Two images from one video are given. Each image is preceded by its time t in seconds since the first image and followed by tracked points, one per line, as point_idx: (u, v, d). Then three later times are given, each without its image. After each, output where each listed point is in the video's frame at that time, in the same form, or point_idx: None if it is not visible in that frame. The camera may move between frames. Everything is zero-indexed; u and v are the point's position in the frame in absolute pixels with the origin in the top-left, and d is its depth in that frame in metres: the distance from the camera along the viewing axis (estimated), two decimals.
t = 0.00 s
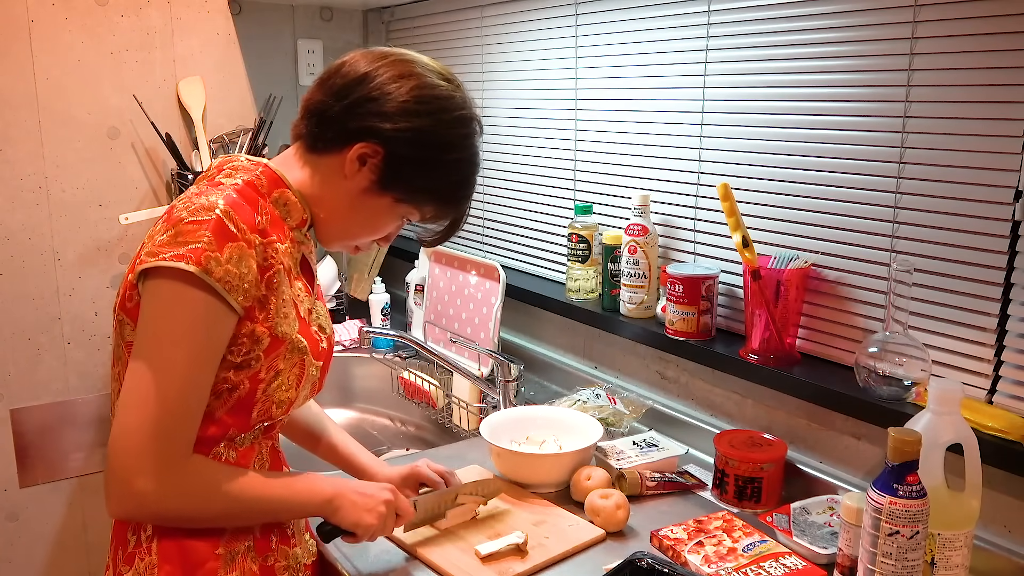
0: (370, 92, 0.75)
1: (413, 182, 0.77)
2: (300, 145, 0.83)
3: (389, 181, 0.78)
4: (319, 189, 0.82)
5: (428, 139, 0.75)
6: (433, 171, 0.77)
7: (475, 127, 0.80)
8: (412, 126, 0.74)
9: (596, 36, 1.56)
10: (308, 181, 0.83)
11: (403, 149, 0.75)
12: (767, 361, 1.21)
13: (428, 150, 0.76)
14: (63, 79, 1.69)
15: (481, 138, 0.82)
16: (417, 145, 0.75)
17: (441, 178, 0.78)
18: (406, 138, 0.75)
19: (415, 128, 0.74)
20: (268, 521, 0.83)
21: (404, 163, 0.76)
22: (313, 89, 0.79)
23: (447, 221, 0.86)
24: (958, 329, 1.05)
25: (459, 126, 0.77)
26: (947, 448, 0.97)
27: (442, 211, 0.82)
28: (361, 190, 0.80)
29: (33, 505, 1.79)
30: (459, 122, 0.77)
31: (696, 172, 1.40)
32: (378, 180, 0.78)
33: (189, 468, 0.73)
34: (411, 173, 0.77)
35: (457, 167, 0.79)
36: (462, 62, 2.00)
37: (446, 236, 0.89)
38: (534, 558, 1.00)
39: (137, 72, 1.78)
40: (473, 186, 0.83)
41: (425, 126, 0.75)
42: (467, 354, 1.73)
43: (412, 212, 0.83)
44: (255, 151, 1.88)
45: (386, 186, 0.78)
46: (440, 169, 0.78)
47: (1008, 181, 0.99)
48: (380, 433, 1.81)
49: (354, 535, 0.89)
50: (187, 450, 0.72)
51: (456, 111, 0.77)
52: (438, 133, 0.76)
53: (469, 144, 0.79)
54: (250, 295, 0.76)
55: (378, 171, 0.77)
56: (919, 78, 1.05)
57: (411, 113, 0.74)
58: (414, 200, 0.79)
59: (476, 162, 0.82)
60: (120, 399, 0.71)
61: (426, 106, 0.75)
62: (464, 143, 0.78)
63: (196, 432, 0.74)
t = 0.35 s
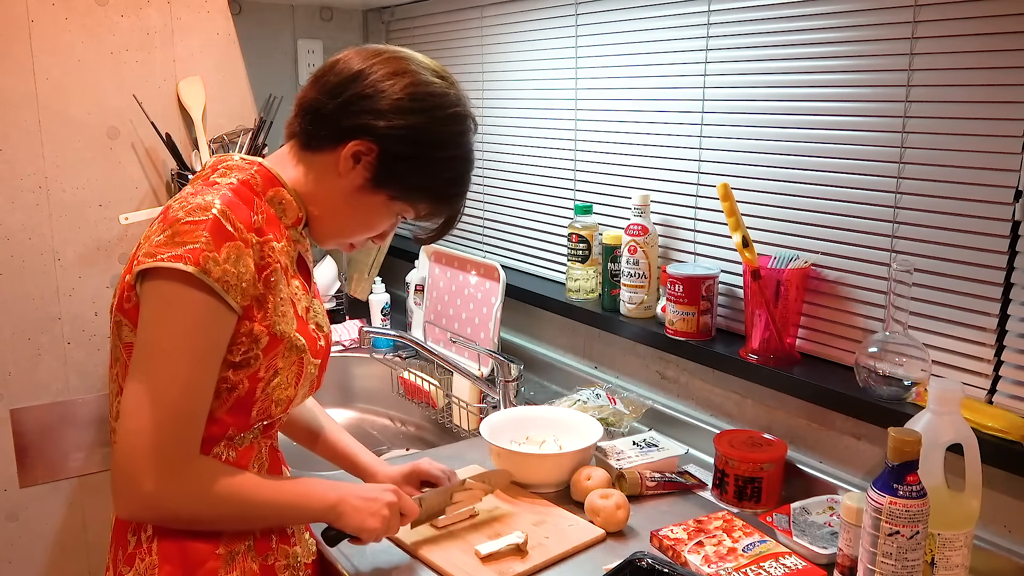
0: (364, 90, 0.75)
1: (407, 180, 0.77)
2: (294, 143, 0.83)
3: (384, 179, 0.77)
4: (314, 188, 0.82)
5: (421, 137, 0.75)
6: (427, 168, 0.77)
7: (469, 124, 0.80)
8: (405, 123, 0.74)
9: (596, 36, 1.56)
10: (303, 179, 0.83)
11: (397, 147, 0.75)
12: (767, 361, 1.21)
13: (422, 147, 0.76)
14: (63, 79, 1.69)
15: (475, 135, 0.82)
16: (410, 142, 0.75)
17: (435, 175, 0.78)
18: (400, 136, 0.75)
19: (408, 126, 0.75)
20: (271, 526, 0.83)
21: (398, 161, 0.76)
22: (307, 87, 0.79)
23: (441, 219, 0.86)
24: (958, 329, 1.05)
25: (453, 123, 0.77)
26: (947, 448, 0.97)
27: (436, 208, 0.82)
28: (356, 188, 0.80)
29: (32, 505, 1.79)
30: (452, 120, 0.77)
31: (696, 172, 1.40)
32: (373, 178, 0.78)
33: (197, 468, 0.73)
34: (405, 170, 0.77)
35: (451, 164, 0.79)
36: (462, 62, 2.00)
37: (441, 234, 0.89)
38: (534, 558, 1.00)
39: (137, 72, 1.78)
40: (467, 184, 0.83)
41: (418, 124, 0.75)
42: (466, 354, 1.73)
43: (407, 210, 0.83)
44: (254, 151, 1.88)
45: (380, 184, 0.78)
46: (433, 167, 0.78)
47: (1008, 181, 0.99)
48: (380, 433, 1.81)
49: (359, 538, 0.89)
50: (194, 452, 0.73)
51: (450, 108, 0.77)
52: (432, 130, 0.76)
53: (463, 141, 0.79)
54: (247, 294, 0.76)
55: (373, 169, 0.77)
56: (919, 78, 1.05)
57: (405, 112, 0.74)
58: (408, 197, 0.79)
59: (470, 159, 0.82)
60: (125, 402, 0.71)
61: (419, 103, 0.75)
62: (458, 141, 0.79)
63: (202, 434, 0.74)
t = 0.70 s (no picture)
0: (367, 93, 0.75)
1: (408, 182, 0.77)
2: (296, 144, 0.83)
3: (385, 182, 0.77)
4: (315, 188, 0.82)
5: (423, 141, 0.76)
6: (429, 172, 0.77)
7: (471, 128, 0.80)
8: (408, 127, 0.74)
9: (596, 36, 1.56)
10: (305, 180, 0.83)
11: (399, 150, 0.75)
12: (767, 361, 1.21)
13: (424, 151, 0.76)
14: (63, 79, 1.69)
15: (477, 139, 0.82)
16: (412, 146, 0.75)
17: (436, 179, 0.78)
18: (402, 139, 0.75)
19: (410, 130, 0.75)
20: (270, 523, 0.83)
21: (400, 164, 0.76)
22: (310, 88, 0.79)
23: (441, 222, 0.86)
24: (958, 329, 1.05)
25: (455, 128, 0.77)
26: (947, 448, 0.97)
27: (436, 211, 0.82)
28: (357, 190, 0.80)
29: (33, 505, 1.79)
30: (455, 123, 0.77)
31: (696, 171, 1.40)
32: (374, 180, 0.78)
33: (192, 466, 0.73)
34: (407, 173, 0.77)
35: (453, 168, 0.79)
36: (462, 62, 2.00)
37: (442, 237, 0.89)
38: (533, 558, 1.00)
39: (137, 72, 1.78)
40: (468, 188, 0.84)
41: (420, 127, 0.75)
42: (467, 354, 1.73)
43: (408, 212, 0.83)
44: (255, 151, 1.88)
45: (381, 187, 0.78)
46: (434, 170, 0.78)
47: (1008, 181, 0.98)
48: (380, 433, 1.81)
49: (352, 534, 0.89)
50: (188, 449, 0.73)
51: (452, 112, 0.77)
52: (434, 134, 0.76)
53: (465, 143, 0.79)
54: (247, 293, 0.76)
55: (374, 172, 0.77)
56: (919, 78, 1.05)
57: (408, 115, 0.74)
58: (409, 200, 0.79)
59: (472, 163, 0.82)
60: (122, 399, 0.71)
61: (422, 107, 0.75)
62: (460, 145, 0.79)
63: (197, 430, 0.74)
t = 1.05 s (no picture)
0: (366, 92, 0.75)
1: (407, 183, 0.78)
2: (295, 144, 0.82)
3: (384, 182, 0.77)
4: (314, 189, 0.82)
5: (421, 141, 0.76)
6: (428, 172, 0.78)
7: (471, 129, 0.80)
8: (407, 127, 0.74)
9: (596, 36, 1.56)
10: (304, 180, 0.83)
11: (397, 150, 0.75)
12: (767, 361, 1.21)
13: (423, 151, 0.76)
14: (63, 79, 1.69)
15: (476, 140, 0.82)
16: (411, 145, 0.75)
17: (435, 179, 0.78)
18: (401, 139, 0.75)
19: (409, 130, 0.75)
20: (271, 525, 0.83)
21: (398, 164, 0.76)
22: (309, 88, 0.79)
23: (440, 223, 0.86)
24: (958, 329, 1.05)
25: (454, 128, 0.78)
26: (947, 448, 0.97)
27: (436, 212, 0.82)
28: (356, 191, 0.80)
29: (33, 505, 1.79)
30: (455, 124, 0.77)
31: (696, 172, 1.40)
32: (373, 181, 0.78)
33: (203, 467, 0.74)
34: (406, 173, 0.77)
35: (452, 169, 0.79)
36: (462, 62, 2.00)
37: (442, 237, 0.89)
38: (533, 558, 1.00)
39: (138, 72, 1.78)
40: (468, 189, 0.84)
41: (419, 127, 0.75)
42: (467, 354, 1.73)
43: (407, 212, 0.83)
44: (254, 151, 1.88)
45: (381, 187, 0.78)
46: (433, 171, 0.78)
47: (1008, 181, 0.99)
48: (380, 433, 1.81)
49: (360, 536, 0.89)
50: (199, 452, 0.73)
51: (452, 113, 0.77)
52: (433, 134, 0.76)
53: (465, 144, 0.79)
54: (247, 295, 0.76)
55: (373, 172, 0.77)
56: (919, 78, 1.05)
57: (407, 114, 0.74)
58: (408, 200, 0.79)
59: (471, 163, 0.82)
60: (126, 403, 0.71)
61: (421, 107, 0.75)
62: (460, 145, 0.79)
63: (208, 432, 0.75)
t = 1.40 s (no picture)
0: (367, 95, 0.75)
1: (407, 186, 0.78)
2: (295, 145, 0.83)
3: (384, 184, 0.77)
4: (312, 188, 0.82)
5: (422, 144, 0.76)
6: (428, 175, 0.78)
7: (472, 132, 0.80)
8: (407, 130, 0.74)
9: (596, 36, 1.56)
10: (301, 179, 0.83)
11: (398, 153, 0.75)
12: (767, 361, 1.21)
13: (423, 154, 0.76)
14: (63, 79, 1.69)
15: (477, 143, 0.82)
16: (412, 148, 0.75)
17: (436, 182, 0.78)
18: (402, 142, 0.75)
19: (410, 133, 0.75)
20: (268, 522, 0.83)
21: (399, 167, 0.76)
22: (310, 90, 0.79)
23: (442, 225, 0.86)
24: (958, 329, 1.05)
25: (455, 131, 0.77)
26: (947, 449, 0.97)
27: (436, 215, 0.82)
28: (354, 192, 0.80)
29: (32, 505, 1.79)
30: (456, 127, 0.77)
31: (696, 172, 1.40)
32: (373, 182, 0.78)
33: (191, 463, 0.74)
34: (406, 176, 0.77)
35: (453, 172, 0.79)
36: (462, 62, 2.00)
37: (442, 240, 0.89)
38: (533, 558, 1.00)
39: (138, 72, 1.78)
40: (468, 192, 0.84)
41: (419, 131, 0.75)
42: (467, 354, 1.73)
43: (407, 215, 0.83)
44: (254, 151, 1.88)
45: (380, 190, 0.78)
46: (434, 174, 0.78)
47: (1008, 181, 0.99)
48: (380, 433, 1.81)
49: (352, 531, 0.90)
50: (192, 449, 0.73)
51: (453, 116, 0.77)
52: (434, 138, 0.76)
53: (466, 147, 0.79)
54: (243, 292, 0.76)
55: (373, 174, 0.77)
56: (919, 78, 1.05)
57: (408, 117, 0.74)
58: (407, 203, 0.79)
59: (472, 167, 0.82)
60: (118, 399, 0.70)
61: (422, 110, 0.75)
62: (461, 148, 0.79)
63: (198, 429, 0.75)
